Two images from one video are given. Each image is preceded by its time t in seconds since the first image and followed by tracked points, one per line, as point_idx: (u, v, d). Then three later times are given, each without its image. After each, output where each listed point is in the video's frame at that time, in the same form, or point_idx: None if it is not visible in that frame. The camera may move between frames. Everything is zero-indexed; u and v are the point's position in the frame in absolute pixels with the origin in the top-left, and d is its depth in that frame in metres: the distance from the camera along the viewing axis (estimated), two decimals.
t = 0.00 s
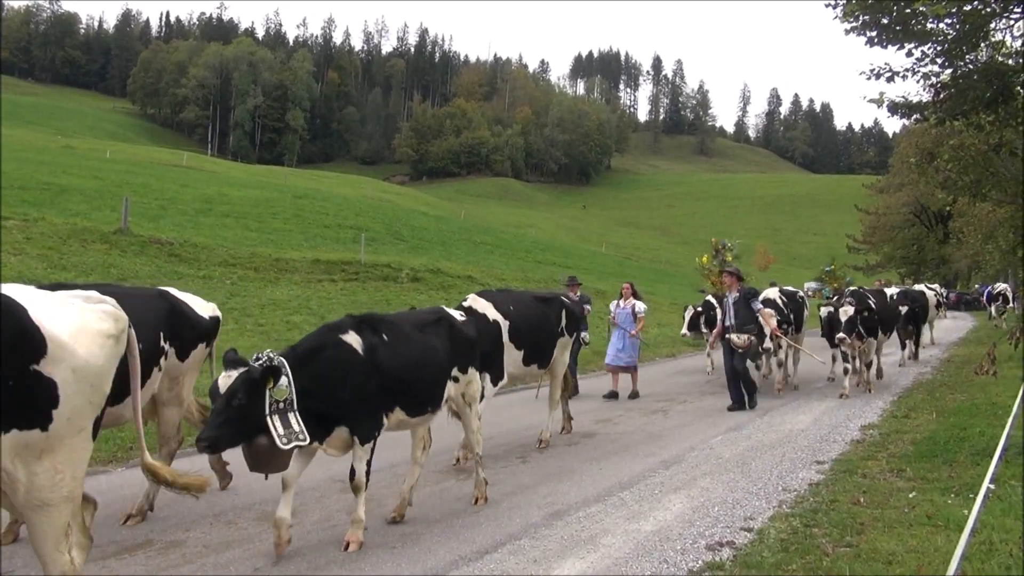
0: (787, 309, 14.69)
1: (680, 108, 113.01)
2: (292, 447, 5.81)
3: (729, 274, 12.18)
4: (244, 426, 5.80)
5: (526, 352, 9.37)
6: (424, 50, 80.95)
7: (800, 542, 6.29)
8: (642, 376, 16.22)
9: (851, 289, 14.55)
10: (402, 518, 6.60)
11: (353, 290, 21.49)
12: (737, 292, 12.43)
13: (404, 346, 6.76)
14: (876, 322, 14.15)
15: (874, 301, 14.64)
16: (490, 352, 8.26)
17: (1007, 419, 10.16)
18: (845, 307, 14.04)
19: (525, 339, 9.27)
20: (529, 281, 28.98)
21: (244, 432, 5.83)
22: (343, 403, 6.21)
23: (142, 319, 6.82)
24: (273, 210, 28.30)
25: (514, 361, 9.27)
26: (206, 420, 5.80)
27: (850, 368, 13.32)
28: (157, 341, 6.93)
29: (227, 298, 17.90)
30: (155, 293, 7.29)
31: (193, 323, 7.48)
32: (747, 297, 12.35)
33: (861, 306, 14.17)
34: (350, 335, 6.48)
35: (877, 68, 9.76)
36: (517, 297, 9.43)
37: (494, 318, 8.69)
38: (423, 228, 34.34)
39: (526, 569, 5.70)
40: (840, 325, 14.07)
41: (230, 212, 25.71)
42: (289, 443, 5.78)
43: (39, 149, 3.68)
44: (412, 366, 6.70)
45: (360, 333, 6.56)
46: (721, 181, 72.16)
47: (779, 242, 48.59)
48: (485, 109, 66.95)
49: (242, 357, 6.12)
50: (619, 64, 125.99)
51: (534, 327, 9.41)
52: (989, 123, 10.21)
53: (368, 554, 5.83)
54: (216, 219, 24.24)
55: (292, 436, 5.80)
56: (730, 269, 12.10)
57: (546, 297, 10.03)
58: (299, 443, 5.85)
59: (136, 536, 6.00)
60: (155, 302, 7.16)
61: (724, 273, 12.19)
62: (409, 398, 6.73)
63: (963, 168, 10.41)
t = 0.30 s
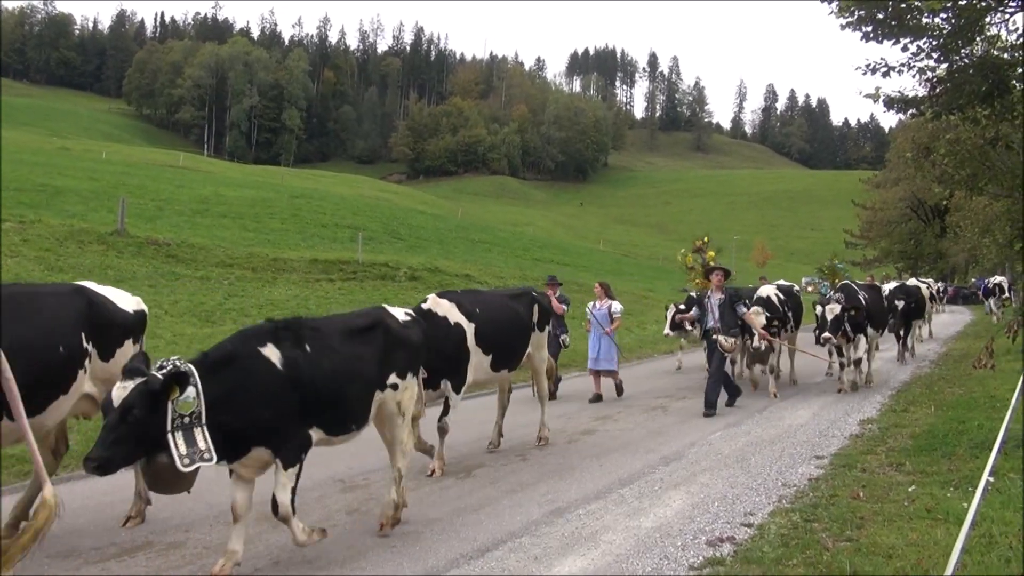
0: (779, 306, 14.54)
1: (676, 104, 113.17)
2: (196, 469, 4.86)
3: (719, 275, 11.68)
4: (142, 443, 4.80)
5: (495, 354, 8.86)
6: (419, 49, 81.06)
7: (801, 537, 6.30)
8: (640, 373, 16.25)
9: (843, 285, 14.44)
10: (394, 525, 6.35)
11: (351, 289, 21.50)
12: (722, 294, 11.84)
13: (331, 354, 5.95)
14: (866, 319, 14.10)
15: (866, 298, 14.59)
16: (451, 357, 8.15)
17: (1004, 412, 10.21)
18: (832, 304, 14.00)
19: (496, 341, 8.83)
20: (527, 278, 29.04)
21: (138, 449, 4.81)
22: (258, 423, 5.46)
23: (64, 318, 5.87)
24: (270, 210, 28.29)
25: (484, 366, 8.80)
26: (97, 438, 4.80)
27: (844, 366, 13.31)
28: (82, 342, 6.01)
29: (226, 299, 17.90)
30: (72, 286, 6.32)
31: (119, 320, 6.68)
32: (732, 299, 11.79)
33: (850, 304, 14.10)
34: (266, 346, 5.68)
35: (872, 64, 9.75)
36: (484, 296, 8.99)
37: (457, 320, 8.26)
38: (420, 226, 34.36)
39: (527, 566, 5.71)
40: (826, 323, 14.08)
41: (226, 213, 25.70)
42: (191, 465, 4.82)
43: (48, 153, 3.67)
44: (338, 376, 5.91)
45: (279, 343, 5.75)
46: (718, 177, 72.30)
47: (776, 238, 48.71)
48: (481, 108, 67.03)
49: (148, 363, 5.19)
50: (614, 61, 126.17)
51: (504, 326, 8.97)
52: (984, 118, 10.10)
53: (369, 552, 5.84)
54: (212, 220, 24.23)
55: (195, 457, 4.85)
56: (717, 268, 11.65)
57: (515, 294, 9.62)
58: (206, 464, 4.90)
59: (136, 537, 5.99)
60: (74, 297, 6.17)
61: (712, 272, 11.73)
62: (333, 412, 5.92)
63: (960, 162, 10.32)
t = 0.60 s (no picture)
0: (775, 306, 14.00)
1: (681, 103, 112.88)
2: (96, 484, 4.45)
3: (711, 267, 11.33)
4: (35, 451, 4.38)
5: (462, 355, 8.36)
6: (425, 47, 81.05)
7: (804, 537, 6.29)
8: (643, 371, 16.25)
9: (844, 285, 13.76)
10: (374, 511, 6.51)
11: (355, 288, 21.51)
12: (712, 288, 11.43)
13: (263, 363, 5.31)
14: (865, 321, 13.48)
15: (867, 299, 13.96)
16: (419, 359, 7.81)
17: (1009, 413, 10.18)
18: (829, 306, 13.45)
19: (465, 341, 8.40)
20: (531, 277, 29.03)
21: (32, 456, 4.41)
22: (163, 437, 4.78)
23: None
24: (275, 208, 28.34)
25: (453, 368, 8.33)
26: None
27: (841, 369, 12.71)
28: None
29: (231, 297, 17.94)
30: None
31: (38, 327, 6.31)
32: (722, 293, 11.39)
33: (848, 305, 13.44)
34: (186, 350, 5.03)
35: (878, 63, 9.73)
36: (450, 297, 8.53)
37: (423, 318, 7.94)
38: (425, 224, 34.38)
39: (529, 566, 5.71)
40: (823, 324, 13.51)
41: (231, 210, 25.76)
42: (91, 479, 4.42)
43: (48, 147, 3.78)
44: (269, 385, 5.27)
45: (201, 347, 5.10)
46: (724, 177, 72.14)
47: (781, 237, 48.58)
48: (486, 106, 66.98)
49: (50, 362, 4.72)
50: (620, 59, 125.93)
51: (471, 327, 8.51)
52: (992, 117, 10.16)
53: (373, 550, 5.85)
54: (217, 217, 24.29)
55: (98, 471, 4.44)
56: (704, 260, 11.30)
57: (485, 295, 9.06)
58: (108, 478, 4.48)
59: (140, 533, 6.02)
60: None
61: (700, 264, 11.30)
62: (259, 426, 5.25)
63: (966, 161, 10.45)
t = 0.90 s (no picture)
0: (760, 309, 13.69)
1: (683, 104, 112.72)
2: None
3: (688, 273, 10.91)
4: None
5: (414, 365, 7.67)
6: (426, 47, 80.99)
7: (805, 538, 6.29)
8: (644, 372, 16.26)
9: (833, 285, 13.65)
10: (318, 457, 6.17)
11: (356, 287, 21.51)
12: (691, 294, 10.95)
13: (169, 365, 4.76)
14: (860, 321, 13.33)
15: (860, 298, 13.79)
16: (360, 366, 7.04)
17: (1010, 414, 10.17)
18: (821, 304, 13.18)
19: (419, 347, 7.68)
20: (532, 277, 29.09)
21: None
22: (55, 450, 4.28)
23: None
24: (276, 207, 28.34)
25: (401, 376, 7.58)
26: None
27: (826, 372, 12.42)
28: None
29: (232, 297, 17.93)
30: None
31: None
32: (702, 299, 10.93)
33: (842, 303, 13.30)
34: (78, 351, 4.44)
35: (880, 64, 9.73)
36: (410, 299, 7.79)
37: (373, 323, 7.21)
38: (426, 224, 34.39)
39: (529, 566, 5.71)
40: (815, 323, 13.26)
41: (232, 210, 25.78)
42: None
43: (51, 148, 3.84)
44: (175, 392, 4.75)
45: (96, 347, 4.52)
46: (725, 177, 72.08)
47: (782, 238, 48.53)
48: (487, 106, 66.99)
49: None
50: (621, 60, 125.89)
51: (428, 334, 7.79)
52: (993, 118, 10.13)
53: (373, 549, 5.85)
54: (219, 217, 24.32)
55: None
56: (683, 262, 10.88)
57: (448, 298, 8.36)
58: None
59: (140, 533, 6.02)
60: None
61: (677, 268, 10.87)
62: (167, 436, 4.75)
63: (968, 162, 10.58)
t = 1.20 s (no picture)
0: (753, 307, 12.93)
1: (687, 103, 112.50)
2: None
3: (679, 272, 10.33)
4: None
5: (385, 371, 7.32)
6: (430, 48, 81.00)
7: (813, 539, 6.26)
8: (648, 372, 16.23)
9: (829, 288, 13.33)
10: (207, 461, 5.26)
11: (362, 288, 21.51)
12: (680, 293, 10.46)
13: (52, 385, 4.24)
14: (856, 325, 13.05)
15: (857, 301, 13.41)
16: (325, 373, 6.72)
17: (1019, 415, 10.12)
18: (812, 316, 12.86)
19: (393, 352, 7.36)
20: (536, 278, 29.09)
21: None
22: None
23: None
24: (280, 209, 28.36)
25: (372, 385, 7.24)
26: None
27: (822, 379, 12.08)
28: None
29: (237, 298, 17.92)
30: None
31: None
32: (691, 298, 10.40)
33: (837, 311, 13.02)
34: None
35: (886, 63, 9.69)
36: (375, 301, 7.50)
37: (337, 326, 6.89)
38: (430, 225, 34.38)
39: (536, 568, 5.69)
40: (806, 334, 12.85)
41: (237, 211, 25.82)
42: None
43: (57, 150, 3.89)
44: (57, 416, 4.23)
45: None
46: (730, 177, 71.96)
47: (787, 238, 48.42)
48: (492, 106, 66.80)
49: None
50: (625, 60, 125.85)
51: (399, 336, 7.46)
52: (1000, 116, 10.12)
53: (380, 551, 5.84)
54: (224, 218, 24.38)
55: None
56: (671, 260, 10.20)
57: (417, 297, 8.08)
58: None
59: (147, 534, 6.01)
60: None
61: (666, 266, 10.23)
62: (47, 464, 4.27)
63: (974, 161, 10.52)
